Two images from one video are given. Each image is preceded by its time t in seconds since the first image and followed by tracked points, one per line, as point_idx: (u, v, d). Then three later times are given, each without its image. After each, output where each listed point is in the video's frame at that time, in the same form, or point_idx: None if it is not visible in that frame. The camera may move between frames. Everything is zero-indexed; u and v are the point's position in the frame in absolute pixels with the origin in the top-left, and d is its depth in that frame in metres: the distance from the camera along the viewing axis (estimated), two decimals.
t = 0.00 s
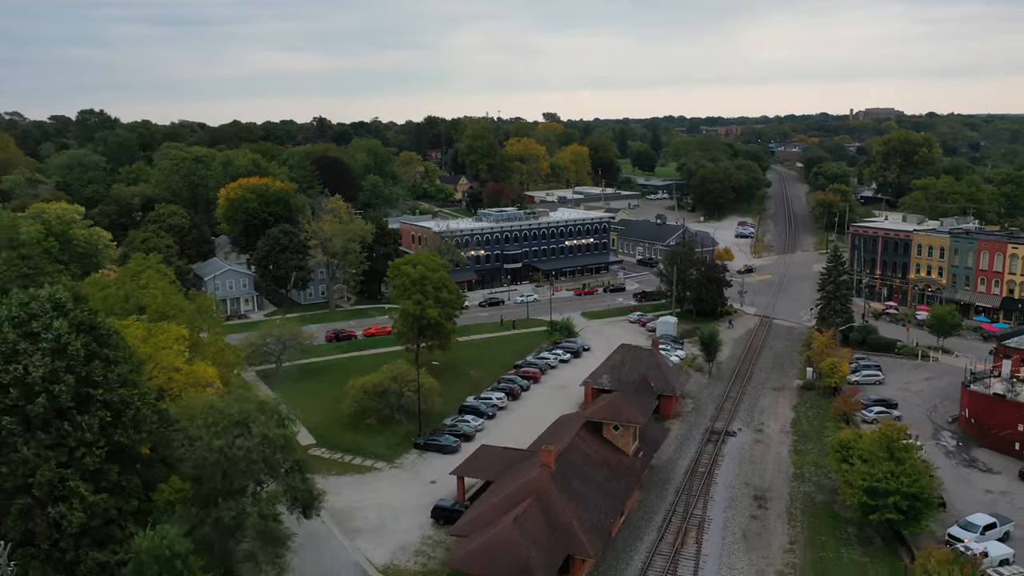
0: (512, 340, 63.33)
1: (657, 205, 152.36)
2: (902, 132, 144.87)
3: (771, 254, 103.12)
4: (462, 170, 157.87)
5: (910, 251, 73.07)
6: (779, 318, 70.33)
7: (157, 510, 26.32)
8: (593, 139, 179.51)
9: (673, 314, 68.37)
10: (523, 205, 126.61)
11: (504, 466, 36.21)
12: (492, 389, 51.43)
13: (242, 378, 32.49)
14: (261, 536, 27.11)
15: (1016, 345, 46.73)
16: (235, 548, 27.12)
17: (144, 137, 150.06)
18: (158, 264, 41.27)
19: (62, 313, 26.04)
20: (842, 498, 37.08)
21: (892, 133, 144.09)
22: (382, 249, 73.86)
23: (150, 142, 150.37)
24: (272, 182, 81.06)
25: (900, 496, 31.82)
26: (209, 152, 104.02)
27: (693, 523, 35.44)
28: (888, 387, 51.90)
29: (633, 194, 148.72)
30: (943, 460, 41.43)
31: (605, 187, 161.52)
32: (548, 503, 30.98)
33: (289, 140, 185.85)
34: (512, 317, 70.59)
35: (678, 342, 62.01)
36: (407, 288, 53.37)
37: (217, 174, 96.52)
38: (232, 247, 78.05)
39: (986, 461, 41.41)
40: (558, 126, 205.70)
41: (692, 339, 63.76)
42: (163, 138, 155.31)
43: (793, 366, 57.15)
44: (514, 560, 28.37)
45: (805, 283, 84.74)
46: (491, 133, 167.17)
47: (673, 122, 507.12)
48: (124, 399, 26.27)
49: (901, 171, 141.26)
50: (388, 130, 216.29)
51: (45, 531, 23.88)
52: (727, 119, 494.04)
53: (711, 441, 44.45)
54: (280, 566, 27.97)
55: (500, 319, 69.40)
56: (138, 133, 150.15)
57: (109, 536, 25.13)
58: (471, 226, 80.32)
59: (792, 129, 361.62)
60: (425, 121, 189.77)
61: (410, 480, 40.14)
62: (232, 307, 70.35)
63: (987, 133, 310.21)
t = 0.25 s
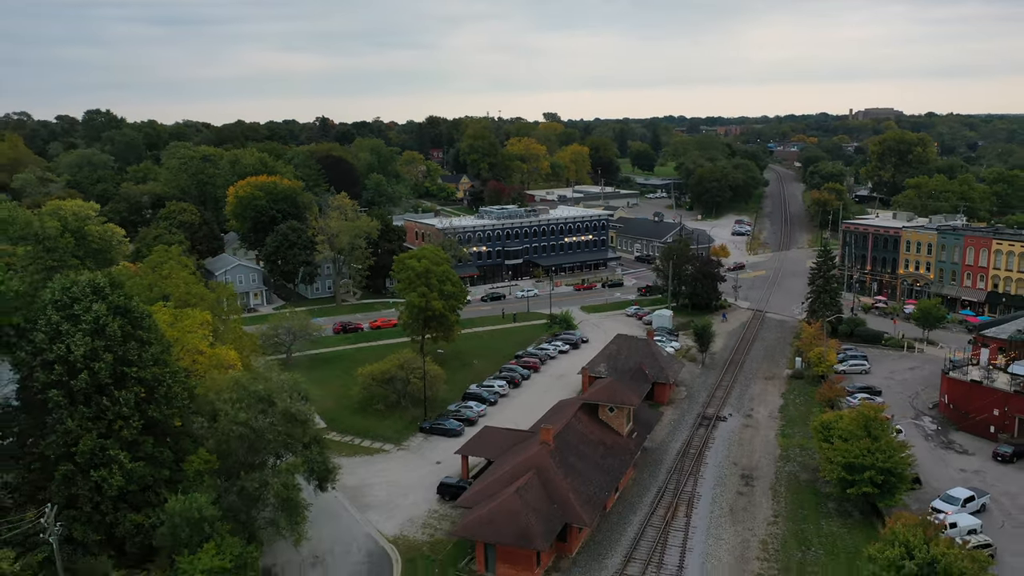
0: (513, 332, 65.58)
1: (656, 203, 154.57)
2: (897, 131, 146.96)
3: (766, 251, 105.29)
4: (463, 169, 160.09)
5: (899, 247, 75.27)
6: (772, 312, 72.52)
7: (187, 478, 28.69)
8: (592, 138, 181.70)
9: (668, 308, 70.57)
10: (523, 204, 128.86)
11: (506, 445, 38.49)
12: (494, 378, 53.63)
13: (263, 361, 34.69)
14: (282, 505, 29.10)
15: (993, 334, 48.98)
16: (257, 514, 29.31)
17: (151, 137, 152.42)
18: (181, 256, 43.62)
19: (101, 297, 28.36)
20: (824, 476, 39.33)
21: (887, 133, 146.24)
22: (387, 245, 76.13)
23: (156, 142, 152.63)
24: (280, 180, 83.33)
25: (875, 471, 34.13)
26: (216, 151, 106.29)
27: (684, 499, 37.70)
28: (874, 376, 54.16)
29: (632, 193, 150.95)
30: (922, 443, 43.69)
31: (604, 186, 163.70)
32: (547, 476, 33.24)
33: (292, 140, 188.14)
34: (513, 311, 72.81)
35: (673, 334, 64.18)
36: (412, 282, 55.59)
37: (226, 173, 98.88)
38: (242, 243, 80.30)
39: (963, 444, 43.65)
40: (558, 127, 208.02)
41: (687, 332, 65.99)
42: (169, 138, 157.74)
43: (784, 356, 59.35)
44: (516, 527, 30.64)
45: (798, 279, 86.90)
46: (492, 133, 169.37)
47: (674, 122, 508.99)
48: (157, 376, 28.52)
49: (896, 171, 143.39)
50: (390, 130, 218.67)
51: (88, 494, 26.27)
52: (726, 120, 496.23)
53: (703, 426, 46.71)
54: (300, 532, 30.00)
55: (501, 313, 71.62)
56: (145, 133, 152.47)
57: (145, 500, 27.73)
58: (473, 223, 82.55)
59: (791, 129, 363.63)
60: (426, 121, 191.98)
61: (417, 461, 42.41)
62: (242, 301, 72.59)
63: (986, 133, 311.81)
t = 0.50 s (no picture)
0: (514, 325, 67.86)
1: (655, 202, 156.78)
2: (893, 131, 149.04)
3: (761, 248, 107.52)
4: (465, 168, 162.38)
5: (889, 243, 77.47)
6: (765, 307, 74.73)
7: (213, 451, 31.03)
8: (592, 138, 183.97)
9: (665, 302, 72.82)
10: (524, 202, 131.15)
11: (508, 427, 40.77)
12: (496, 367, 55.92)
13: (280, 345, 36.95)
14: (300, 477, 31.43)
15: (974, 325, 51.25)
16: (277, 486, 31.69)
17: (157, 136, 154.64)
18: (200, 248, 45.90)
19: (134, 283, 30.65)
20: (810, 456, 41.57)
21: (883, 132, 148.36)
22: (392, 241, 78.45)
23: (162, 142, 155.01)
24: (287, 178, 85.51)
25: (854, 449, 36.48)
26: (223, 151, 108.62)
27: (676, 477, 39.98)
28: (861, 366, 56.42)
29: (631, 192, 153.21)
30: (903, 427, 45.95)
31: (604, 185, 165.92)
32: (546, 453, 35.52)
33: (296, 140, 190.43)
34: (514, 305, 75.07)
35: (669, 326, 66.44)
36: (417, 275, 57.87)
37: (233, 172, 101.23)
38: (251, 239, 82.60)
39: (942, 427, 45.89)
40: (559, 126, 210.24)
41: (683, 324, 68.26)
42: (175, 138, 160.07)
43: (775, 348, 61.60)
44: (517, 498, 32.92)
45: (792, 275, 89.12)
46: (494, 132, 171.58)
47: (674, 122, 511.00)
48: (185, 356, 30.82)
49: (892, 170, 145.51)
50: (392, 129, 220.99)
51: (124, 464, 28.57)
52: (727, 120, 498.33)
53: (695, 411, 48.95)
54: (316, 503, 32.23)
55: (503, 307, 73.91)
56: (151, 133, 154.83)
57: (174, 470, 30.04)
58: (475, 220, 84.87)
59: (790, 129, 365.66)
60: (428, 121, 194.25)
61: (424, 443, 44.69)
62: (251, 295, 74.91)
63: (984, 133, 313.64)
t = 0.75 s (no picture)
0: (515, 318, 70.04)
1: (654, 201, 158.89)
2: (889, 131, 151.04)
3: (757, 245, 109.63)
4: (466, 167, 164.52)
5: (880, 240, 79.68)
6: (759, 301, 76.87)
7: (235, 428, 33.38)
8: (592, 138, 186.14)
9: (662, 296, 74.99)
10: (525, 200, 133.34)
11: (509, 410, 43.02)
12: (498, 357, 58.14)
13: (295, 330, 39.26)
14: (315, 453, 33.76)
15: (956, 316, 53.46)
16: (293, 462, 34.18)
17: (164, 136, 156.94)
18: (217, 241, 48.18)
19: (162, 272, 32.99)
20: (796, 438, 43.78)
21: (879, 132, 150.37)
22: (397, 238, 80.69)
23: (169, 142, 157.36)
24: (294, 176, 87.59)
25: (836, 429, 38.73)
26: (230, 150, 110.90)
27: (668, 458, 42.21)
28: (849, 356, 58.60)
29: (631, 191, 155.38)
30: (886, 413, 48.19)
31: (604, 184, 168.08)
32: (546, 432, 37.76)
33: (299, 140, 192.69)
34: (515, 299, 77.25)
35: (666, 319, 68.59)
36: (422, 269, 60.10)
37: (240, 171, 103.51)
38: (259, 236, 84.81)
39: (924, 412, 48.13)
40: (559, 126, 212.37)
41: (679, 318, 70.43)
42: (181, 137, 162.43)
43: (768, 339, 63.77)
44: (519, 474, 35.16)
45: (787, 271, 91.22)
46: (495, 132, 173.73)
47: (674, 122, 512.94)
48: (209, 340, 33.23)
49: (887, 169, 147.55)
50: (394, 129, 223.20)
51: (154, 438, 30.89)
52: (727, 120, 500.21)
53: (689, 398, 51.19)
54: (331, 478, 34.50)
55: (505, 301, 76.08)
56: (158, 133, 157.19)
57: (200, 445, 32.39)
58: (477, 217, 87.12)
59: (789, 129, 367.60)
60: (430, 121, 196.41)
61: (429, 427, 46.91)
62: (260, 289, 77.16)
63: (983, 133, 315.49)
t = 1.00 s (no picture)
0: (517, 312, 72.26)
1: (653, 200, 161.06)
2: (884, 131, 153.24)
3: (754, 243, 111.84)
4: (468, 166, 166.74)
5: (871, 237, 81.95)
6: (753, 296, 79.06)
7: (255, 408, 35.62)
8: (592, 138, 188.39)
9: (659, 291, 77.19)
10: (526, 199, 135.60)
11: (510, 395, 45.28)
12: (500, 348, 60.34)
13: (309, 317, 41.49)
14: (329, 432, 36.07)
15: (939, 308, 55.73)
16: (308, 441, 36.51)
17: (169, 136, 159.18)
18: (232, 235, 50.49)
19: (187, 262, 35.37)
20: (784, 422, 46.02)
21: (874, 132, 152.59)
22: (401, 234, 83.01)
23: (174, 141, 159.65)
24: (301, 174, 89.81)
25: (820, 412, 40.99)
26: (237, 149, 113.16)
27: (662, 441, 44.43)
28: (838, 348, 60.82)
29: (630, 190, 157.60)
30: (871, 400, 50.42)
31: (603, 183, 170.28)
32: (546, 414, 39.97)
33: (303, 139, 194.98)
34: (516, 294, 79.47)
35: (662, 313, 70.80)
36: (426, 263, 62.37)
37: (247, 170, 105.75)
38: (267, 233, 87.05)
39: (907, 400, 50.37)
40: (560, 126, 214.62)
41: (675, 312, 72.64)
42: (186, 137, 164.72)
43: (760, 332, 65.96)
44: (519, 452, 37.39)
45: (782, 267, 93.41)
46: (496, 132, 175.98)
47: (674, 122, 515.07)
48: (231, 325, 35.50)
49: (883, 169, 149.76)
50: (396, 129, 225.47)
51: (180, 417, 33.22)
52: (727, 120, 502.40)
53: (683, 386, 53.45)
54: (343, 456, 36.77)
55: (506, 296, 78.31)
56: (163, 133, 159.45)
57: (222, 423, 34.61)
58: (479, 215, 89.37)
59: (789, 129, 369.74)
60: (432, 122, 198.63)
61: (434, 413, 49.15)
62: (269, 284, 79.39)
63: (981, 133, 317.42)
